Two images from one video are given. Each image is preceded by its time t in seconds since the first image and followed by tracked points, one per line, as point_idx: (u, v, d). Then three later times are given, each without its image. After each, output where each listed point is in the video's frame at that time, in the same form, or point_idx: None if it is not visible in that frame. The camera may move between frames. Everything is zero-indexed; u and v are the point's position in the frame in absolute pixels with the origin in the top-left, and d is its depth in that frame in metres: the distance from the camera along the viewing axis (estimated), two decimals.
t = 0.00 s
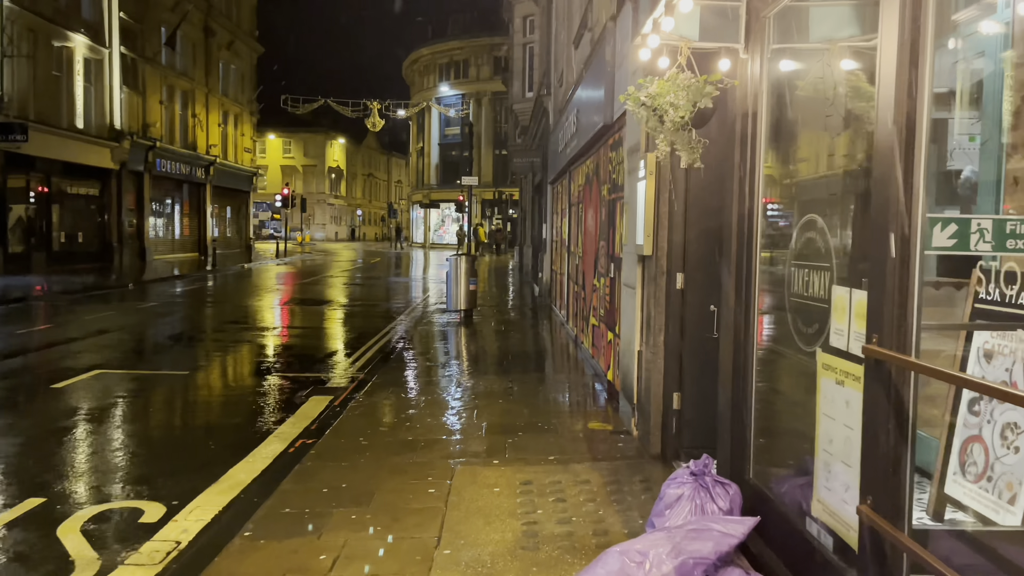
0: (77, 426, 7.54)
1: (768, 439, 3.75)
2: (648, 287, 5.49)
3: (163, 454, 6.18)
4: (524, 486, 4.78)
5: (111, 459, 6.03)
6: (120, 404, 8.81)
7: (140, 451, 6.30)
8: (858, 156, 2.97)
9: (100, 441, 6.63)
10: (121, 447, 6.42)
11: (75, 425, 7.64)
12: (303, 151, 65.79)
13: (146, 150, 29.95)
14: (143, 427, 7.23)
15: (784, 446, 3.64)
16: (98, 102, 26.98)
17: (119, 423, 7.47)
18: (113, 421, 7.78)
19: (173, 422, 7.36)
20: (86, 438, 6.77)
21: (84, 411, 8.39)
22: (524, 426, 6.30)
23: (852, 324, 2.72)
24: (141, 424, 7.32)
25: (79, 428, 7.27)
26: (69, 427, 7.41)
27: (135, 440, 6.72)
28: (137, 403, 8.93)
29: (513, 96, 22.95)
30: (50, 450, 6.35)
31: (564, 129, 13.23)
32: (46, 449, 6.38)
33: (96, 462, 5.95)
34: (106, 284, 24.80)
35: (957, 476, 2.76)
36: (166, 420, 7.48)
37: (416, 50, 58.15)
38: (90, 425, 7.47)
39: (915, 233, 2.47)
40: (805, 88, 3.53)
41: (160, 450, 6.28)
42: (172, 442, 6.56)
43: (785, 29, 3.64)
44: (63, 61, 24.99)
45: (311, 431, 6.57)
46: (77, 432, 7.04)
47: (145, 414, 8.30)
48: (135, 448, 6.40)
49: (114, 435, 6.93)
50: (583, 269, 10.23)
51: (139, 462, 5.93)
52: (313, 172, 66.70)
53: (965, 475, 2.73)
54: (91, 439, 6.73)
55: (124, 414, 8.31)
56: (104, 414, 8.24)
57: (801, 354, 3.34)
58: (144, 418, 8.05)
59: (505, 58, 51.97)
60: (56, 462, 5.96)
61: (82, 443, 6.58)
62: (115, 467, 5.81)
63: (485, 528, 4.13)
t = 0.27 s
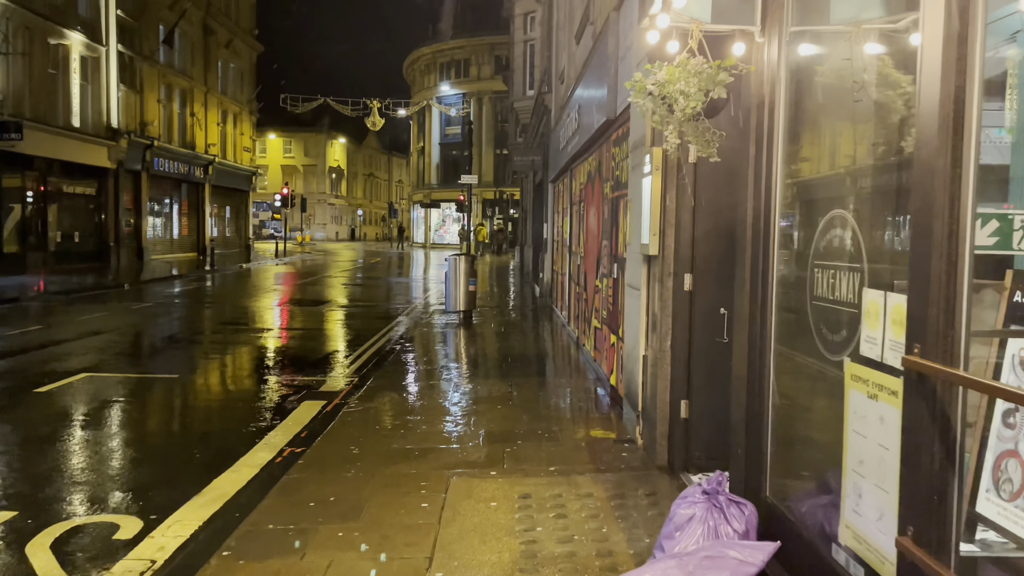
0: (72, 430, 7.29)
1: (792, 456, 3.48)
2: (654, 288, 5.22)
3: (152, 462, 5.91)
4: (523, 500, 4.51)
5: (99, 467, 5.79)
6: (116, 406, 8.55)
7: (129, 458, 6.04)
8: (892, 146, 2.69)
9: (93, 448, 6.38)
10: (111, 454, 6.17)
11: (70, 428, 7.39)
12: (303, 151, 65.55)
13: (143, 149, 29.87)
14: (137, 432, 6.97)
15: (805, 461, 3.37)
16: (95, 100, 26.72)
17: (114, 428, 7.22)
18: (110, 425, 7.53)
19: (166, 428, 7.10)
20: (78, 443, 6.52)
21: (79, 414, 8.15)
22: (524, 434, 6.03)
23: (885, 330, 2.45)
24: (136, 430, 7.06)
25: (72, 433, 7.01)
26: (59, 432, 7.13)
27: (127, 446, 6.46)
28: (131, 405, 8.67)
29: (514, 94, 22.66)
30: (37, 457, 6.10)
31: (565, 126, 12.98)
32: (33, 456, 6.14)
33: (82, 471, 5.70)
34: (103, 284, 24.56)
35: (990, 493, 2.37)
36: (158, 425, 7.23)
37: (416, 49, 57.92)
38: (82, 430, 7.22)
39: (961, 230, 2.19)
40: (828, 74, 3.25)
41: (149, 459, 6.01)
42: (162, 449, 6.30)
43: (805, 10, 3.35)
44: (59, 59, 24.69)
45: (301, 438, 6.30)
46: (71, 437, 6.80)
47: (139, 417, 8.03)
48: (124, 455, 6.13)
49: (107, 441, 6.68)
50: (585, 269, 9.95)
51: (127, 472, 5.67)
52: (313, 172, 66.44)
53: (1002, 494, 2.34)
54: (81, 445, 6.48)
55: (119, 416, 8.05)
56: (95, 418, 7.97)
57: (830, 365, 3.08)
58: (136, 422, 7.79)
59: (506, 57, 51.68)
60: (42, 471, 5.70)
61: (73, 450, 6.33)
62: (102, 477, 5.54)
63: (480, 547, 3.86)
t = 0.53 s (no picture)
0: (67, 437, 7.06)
1: (815, 474, 3.21)
2: (663, 292, 4.95)
3: (141, 472, 5.65)
4: (524, 518, 4.24)
5: (86, 477, 5.55)
6: (113, 411, 8.33)
7: (118, 468, 5.79)
8: (933, 139, 2.42)
9: (85, 456, 6.14)
10: (101, 463, 5.93)
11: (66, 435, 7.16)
12: (306, 150, 65.35)
13: (143, 149, 29.65)
14: (132, 439, 6.73)
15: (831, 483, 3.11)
16: (94, 99, 26.51)
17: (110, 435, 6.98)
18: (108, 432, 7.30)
19: (160, 434, 6.86)
20: (71, 451, 6.29)
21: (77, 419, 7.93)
22: (525, 444, 5.76)
23: (931, 342, 2.20)
24: (129, 437, 6.82)
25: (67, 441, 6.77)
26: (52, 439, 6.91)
27: (119, 453, 6.21)
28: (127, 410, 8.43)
29: (516, 92, 22.41)
30: (24, 465, 5.86)
31: (568, 123, 12.71)
32: (22, 465, 5.91)
33: (69, 482, 5.46)
34: (102, 285, 24.37)
35: None
36: (149, 432, 6.99)
37: (418, 48, 57.68)
38: (77, 437, 7.00)
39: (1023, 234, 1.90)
40: (855, 62, 2.95)
41: (138, 468, 5.75)
42: (151, 458, 6.05)
43: None
44: (58, 57, 24.49)
45: (294, 446, 6.05)
46: (66, 444, 6.57)
47: (135, 423, 7.79)
48: (114, 464, 5.89)
49: (102, 448, 6.45)
50: (588, 270, 9.71)
51: (114, 482, 5.43)
52: (315, 171, 66.27)
53: None
54: (73, 453, 6.25)
55: (117, 422, 7.82)
56: (89, 423, 7.74)
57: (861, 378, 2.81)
58: (128, 428, 7.54)
59: (508, 56, 51.46)
60: (28, 481, 5.47)
61: (64, 458, 6.09)
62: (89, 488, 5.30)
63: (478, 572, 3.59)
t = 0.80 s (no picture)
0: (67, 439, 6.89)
1: (846, 490, 2.96)
2: (674, 292, 4.69)
3: (134, 477, 5.44)
4: (528, 532, 3.99)
5: (82, 481, 5.36)
6: (114, 412, 8.14)
7: (111, 472, 5.57)
8: (988, 118, 2.15)
9: (82, 459, 5.95)
10: (96, 467, 5.72)
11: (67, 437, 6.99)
12: (310, 150, 65.17)
13: (145, 147, 29.45)
14: (130, 442, 6.53)
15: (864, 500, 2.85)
16: (95, 97, 26.32)
17: (111, 438, 6.79)
18: (110, 434, 7.12)
19: (158, 437, 6.65)
20: (67, 454, 6.10)
21: (78, 420, 7.75)
22: (530, 450, 5.51)
23: (997, 349, 1.92)
24: (129, 440, 6.62)
25: (67, 443, 6.60)
26: (50, 442, 6.73)
27: (118, 457, 6.01)
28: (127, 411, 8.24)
29: (521, 89, 22.14)
30: (20, 468, 5.68)
31: (573, 119, 12.45)
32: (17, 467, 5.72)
33: (66, 486, 5.28)
34: (104, 284, 24.19)
35: None
36: (147, 435, 6.77)
37: (422, 46, 57.45)
38: (75, 439, 6.80)
39: None
40: (895, 34, 2.67)
41: (132, 473, 5.54)
42: (144, 463, 5.83)
43: None
44: (58, 54, 24.31)
45: (289, 452, 5.80)
46: (64, 446, 6.39)
47: (133, 424, 7.60)
48: (109, 468, 5.68)
49: (98, 452, 6.24)
50: (595, 269, 9.44)
51: (106, 488, 5.21)
52: (319, 170, 66.13)
53: None
54: (70, 456, 6.05)
55: (118, 424, 7.64)
56: (87, 425, 7.55)
57: (901, 386, 2.55)
58: (126, 430, 7.34)
59: (512, 54, 51.18)
60: (20, 485, 5.27)
61: (61, 460, 5.91)
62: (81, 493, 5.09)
63: None
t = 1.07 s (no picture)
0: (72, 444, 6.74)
1: (876, 512, 2.75)
2: (688, 297, 4.46)
3: (131, 487, 5.26)
4: (533, 550, 3.78)
5: (88, 489, 5.23)
6: (117, 416, 7.99)
7: (109, 482, 5.41)
8: None
9: (84, 467, 5.80)
10: (95, 475, 5.56)
11: (71, 442, 6.85)
12: (315, 149, 65.01)
13: (149, 146, 29.36)
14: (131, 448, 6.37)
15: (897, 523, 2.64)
16: (99, 96, 26.17)
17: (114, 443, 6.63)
18: (115, 439, 6.96)
19: (157, 444, 6.47)
20: (68, 461, 5.94)
21: (83, 424, 7.61)
22: (537, 460, 5.29)
23: None
24: (130, 446, 6.46)
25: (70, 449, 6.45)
26: (52, 447, 6.58)
27: (119, 464, 5.85)
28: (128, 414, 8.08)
29: (527, 87, 21.89)
30: (18, 477, 5.53)
31: (579, 117, 12.21)
32: (15, 476, 5.57)
33: (71, 494, 5.15)
34: (107, 283, 24.05)
35: None
36: (149, 440, 6.62)
37: (428, 45, 57.21)
38: (80, 445, 6.67)
39: None
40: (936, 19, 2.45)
41: (130, 482, 5.37)
42: (140, 471, 5.65)
43: None
44: (61, 53, 24.17)
45: (286, 460, 5.61)
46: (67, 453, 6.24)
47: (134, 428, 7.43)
48: (108, 477, 5.51)
49: (104, 457, 6.11)
50: (602, 270, 9.22)
51: (102, 497, 5.03)
52: (325, 170, 65.97)
53: None
54: (71, 463, 5.90)
55: (121, 428, 7.48)
56: (91, 428, 7.41)
57: (948, 406, 2.33)
58: (128, 434, 7.19)
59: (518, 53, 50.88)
60: (17, 495, 5.11)
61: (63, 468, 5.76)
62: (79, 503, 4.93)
63: None
